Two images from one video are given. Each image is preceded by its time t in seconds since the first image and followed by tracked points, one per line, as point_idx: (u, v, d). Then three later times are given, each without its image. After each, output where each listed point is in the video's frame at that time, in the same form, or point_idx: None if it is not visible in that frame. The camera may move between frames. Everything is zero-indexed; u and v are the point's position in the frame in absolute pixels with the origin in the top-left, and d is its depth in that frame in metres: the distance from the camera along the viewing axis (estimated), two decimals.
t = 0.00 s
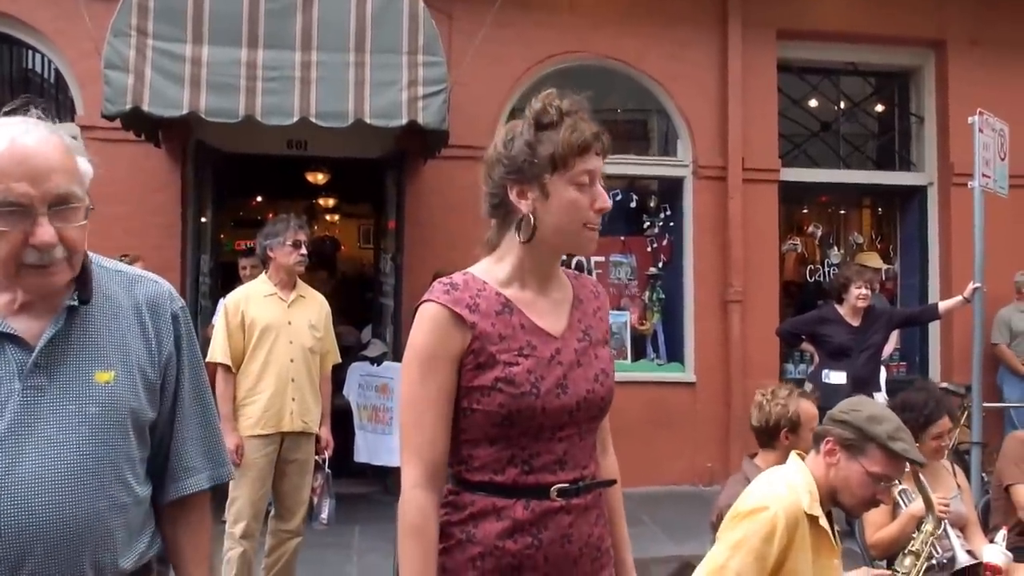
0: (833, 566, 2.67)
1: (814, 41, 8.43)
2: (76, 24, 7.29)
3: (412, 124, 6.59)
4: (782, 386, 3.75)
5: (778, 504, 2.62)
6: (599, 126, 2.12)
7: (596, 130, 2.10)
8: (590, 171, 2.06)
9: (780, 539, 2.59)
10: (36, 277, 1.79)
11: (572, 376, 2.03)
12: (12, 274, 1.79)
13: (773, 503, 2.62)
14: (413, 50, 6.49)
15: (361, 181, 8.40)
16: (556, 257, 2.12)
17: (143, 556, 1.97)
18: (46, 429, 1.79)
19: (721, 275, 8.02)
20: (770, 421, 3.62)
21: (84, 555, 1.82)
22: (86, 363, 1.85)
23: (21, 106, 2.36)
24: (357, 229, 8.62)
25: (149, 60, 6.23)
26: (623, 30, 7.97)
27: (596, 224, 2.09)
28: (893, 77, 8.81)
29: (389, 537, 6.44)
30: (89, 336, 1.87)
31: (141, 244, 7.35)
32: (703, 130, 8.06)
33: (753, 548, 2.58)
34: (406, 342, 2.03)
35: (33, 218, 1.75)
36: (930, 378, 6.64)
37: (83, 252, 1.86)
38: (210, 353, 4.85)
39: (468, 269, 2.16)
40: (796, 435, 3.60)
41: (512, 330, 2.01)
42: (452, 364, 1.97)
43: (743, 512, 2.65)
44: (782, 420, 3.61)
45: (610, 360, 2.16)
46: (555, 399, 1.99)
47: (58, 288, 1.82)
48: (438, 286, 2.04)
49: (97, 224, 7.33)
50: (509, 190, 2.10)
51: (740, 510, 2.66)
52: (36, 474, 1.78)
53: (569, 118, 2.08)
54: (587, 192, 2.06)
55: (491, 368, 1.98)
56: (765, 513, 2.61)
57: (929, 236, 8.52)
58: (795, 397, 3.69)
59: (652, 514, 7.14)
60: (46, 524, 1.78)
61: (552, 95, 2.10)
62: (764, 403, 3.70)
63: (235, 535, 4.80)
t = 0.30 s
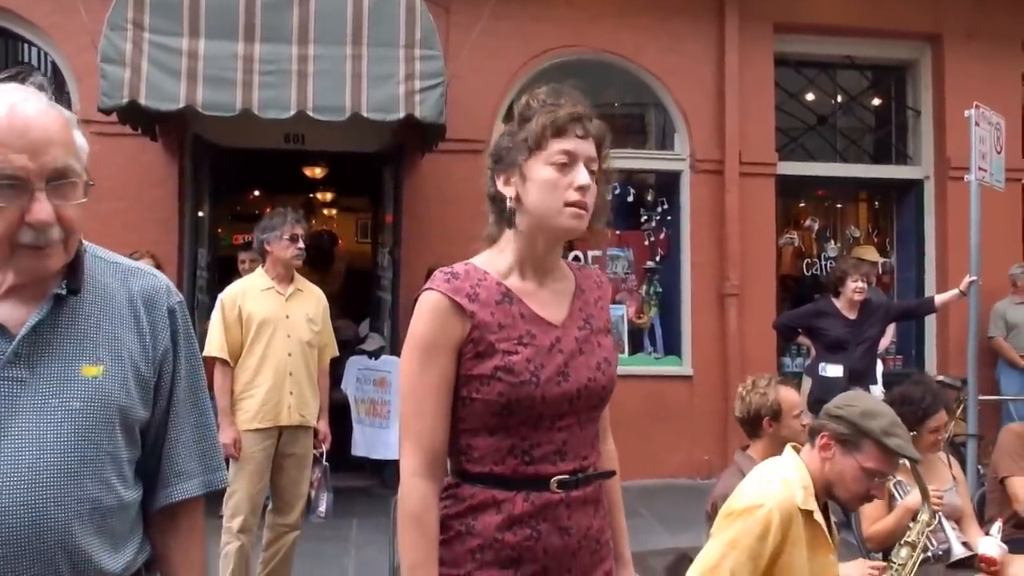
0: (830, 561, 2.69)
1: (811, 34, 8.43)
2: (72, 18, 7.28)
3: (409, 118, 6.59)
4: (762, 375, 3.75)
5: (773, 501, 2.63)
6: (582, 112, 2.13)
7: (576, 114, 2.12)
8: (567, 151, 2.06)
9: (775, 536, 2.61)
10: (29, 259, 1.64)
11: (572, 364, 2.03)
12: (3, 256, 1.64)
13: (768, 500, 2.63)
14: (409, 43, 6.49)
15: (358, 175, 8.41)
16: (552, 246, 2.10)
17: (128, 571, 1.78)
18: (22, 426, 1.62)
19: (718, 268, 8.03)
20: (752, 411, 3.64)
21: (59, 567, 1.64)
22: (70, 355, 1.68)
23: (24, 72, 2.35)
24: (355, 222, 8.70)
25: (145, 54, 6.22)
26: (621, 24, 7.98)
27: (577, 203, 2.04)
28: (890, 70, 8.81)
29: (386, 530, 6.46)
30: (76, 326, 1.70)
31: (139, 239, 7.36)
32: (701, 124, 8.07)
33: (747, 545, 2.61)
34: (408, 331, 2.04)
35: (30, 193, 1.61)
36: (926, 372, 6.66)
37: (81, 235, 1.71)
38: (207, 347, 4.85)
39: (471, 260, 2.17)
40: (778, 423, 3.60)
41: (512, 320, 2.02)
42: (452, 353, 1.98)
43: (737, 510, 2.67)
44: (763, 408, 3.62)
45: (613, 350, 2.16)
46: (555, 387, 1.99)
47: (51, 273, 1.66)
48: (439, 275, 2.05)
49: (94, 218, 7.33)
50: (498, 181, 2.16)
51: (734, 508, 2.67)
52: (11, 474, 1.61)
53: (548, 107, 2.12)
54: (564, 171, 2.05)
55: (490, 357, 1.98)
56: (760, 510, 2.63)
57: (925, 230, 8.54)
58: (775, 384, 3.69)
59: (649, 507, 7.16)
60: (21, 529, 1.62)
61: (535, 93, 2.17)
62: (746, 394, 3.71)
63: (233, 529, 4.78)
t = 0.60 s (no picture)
0: (825, 555, 2.71)
1: (808, 30, 8.44)
2: (68, 13, 7.28)
3: (406, 114, 6.59)
4: (760, 370, 3.76)
5: (767, 498, 2.64)
6: (593, 115, 2.14)
7: (586, 116, 2.12)
8: (572, 151, 2.06)
9: (769, 534, 2.62)
10: (29, 249, 1.60)
11: (570, 360, 2.03)
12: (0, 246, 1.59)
13: (761, 497, 2.64)
14: (407, 38, 6.48)
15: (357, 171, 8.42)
16: (548, 246, 2.11)
17: (123, 571, 1.77)
18: (15, 422, 1.61)
19: (715, 263, 8.04)
20: (750, 405, 3.66)
21: (52, 566, 1.62)
22: (63, 351, 1.67)
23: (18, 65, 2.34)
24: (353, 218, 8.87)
25: (142, 49, 6.22)
26: (618, 19, 7.98)
27: (574, 202, 2.04)
28: (888, 66, 8.85)
29: (384, 525, 6.47)
30: (71, 322, 1.70)
31: (136, 235, 7.35)
32: (698, 119, 8.07)
33: (743, 543, 2.60)
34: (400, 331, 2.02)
35: (31, 180, 1.58)
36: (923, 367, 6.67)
37: (77, 224, 1.68)
38: (204, 343, 4.84)
39: (464, 259, 2.15)
40: (778, 418, 3.60)
41: (508, 318, 2.01)
42: (449, 352, 1.96)
43: (731, 507, 2.66)
44: (762, 403, 3.62)
45: (609, 345, 2.17)
46: (553, 382, 1.98)
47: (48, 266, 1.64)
48: (431, 277, 2.03)
49: (91, 214, 7.31)
50: (501, 173, 2.16)
51: (729, 505, 2.67)
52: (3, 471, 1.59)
53: (559, 106, 2.12)
54: (567, 170, 2.05)
55: (486, 356, 1.97)
56: (755, 508, 2.63)
57: (922, 226, 8.55)
58: (773, 379, 3.70)
59: (647, 502, 7.17)
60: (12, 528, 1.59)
61: (550, 92, 2.17)
62: (743, 389, 3.72)
63: (230, 525, 4.77)
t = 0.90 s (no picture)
0: (820, 551, 2.72)
1: (806, 28, 8.45)
2: (66, 10, 7.27)
3: (405, 111, 6.59)
4: (759, 368, 3.78)
5: (763, 495, 2.65)
6: (593, 110, 2.15)
7: (587, 111, 2.13)
8: (572, 146, 2.07)
9: (765, 531, 2.63)
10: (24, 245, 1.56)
11: (569, 356, 2.03)
12: None
13: (757, 494, 2.65)
14: (405, 35, 6.49)
15: (355, 168, 8.44)
16: (546, 245, 2.13)
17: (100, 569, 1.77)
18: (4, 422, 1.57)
19: (713, 260, 8.05)
20: (748, 403, 3.66)
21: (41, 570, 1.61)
22: (51, 350, 1.64)
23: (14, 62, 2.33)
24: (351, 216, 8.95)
25: (140, 46, 6.22)
26: (616, 16, 7.98)
27: (575, 197, 2.05)
28: (886, 64, 8.86)
29: (382, 522, 6.48)
30: (58, 319, 1.66)
31: (133, 231, 7.35)
32: (696, 117, 8.08)
33: (738, 539, 2.61)
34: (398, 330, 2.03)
35: (31, 175, 1.54)
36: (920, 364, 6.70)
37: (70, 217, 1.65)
38: (203, 340, 4.83)
39: (462, 256, 2.16)
40: (777, 416, 3.61)
41: (507, 314, 2.02)
42: (447, 349, 1.97)
43: (728, 503, 2.67)
44: (760, 401, 3.63)
45: (607, 342, 2.17)
46: (552, 378, 1.99)
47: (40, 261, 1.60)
48: (429, 274, 2.03)
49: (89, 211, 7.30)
50: (499, 169, 2.17)
51: (725, 501, 2.68)
52: None
53: (560, 101, 2.13)
54: (566, 165, 2.06)
55: (485, 352, 1.97)
56: (750, 504, 2.64)
57: (919, 223, 8.57)
58: (772, 377, 3.71)
59: (645, 499, 7.19)
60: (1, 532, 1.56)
61: (550, 89, 2.18)
62: (742, 387, 3.73)
63: (227, 523, 4.77)
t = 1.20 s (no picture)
0: (815, 546, 2.71)
1: (805, 27, 8.45)
2: (64, 9, 7.27)
3: (403, 109, 6.59)
4: (756, 366, 3.78)
5: (759, 490, 2.66)
6: (577, 101, 2.16)
7: (571, 102, 2.15)
8: (561, 136, 2.08)
9: (761, 525, 2.65)
10: None
11: (567, 352, 2.04)
12: None
13: (754, 489, 2.66)
14: (403, 34, 6.49)
15: (354, 167, 8.45)
16: (541, 236, 2.13)
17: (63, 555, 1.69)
18: None
19: (711, 259, 8.07)
20: (746, 402, 3.66)
21: None
22: None
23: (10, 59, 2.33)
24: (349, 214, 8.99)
25: (138, 44, 6.22)
26: (614, 15, 7.99)
27: (566, 185, 2.06)
28: (884, 63, 8.86)
29: (381, 520, 6.49)
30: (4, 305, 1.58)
31: (131, 229, 7.34)
32: (695, 116, 8.09)
33: (736, 533, 2.63)
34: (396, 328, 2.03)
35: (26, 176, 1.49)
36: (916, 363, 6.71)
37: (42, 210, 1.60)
38: (202, 339, 4.83)
39: (460, 254, 2.17)
40: (773, 415, 3.62)
41: (505, 311, 2.02)
42: (445, 347, 1.98)
43: (725, 496, 2.69)
44: (758, 400, 3.63)
45: (605, 339, 2.18)
46: (550, 374, 1.99)
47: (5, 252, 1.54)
48: (427, 273, 2.04)
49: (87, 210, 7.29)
50: (492, 167, 2.18)
51: (723, 494, 2.70)
52: None
53: (543, 94, 2.15)
54: (557, 155, 2.07)
55: (484, 348, 1.98)
56: (747, 499, 2.65)
57: (917, 222, 8.58)
58: (770, 375, 3.71)
59: (642, 497, 7.20)
60: None
61: (532, 83, 2.19)
62: (740, 385, 3.73)
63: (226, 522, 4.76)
